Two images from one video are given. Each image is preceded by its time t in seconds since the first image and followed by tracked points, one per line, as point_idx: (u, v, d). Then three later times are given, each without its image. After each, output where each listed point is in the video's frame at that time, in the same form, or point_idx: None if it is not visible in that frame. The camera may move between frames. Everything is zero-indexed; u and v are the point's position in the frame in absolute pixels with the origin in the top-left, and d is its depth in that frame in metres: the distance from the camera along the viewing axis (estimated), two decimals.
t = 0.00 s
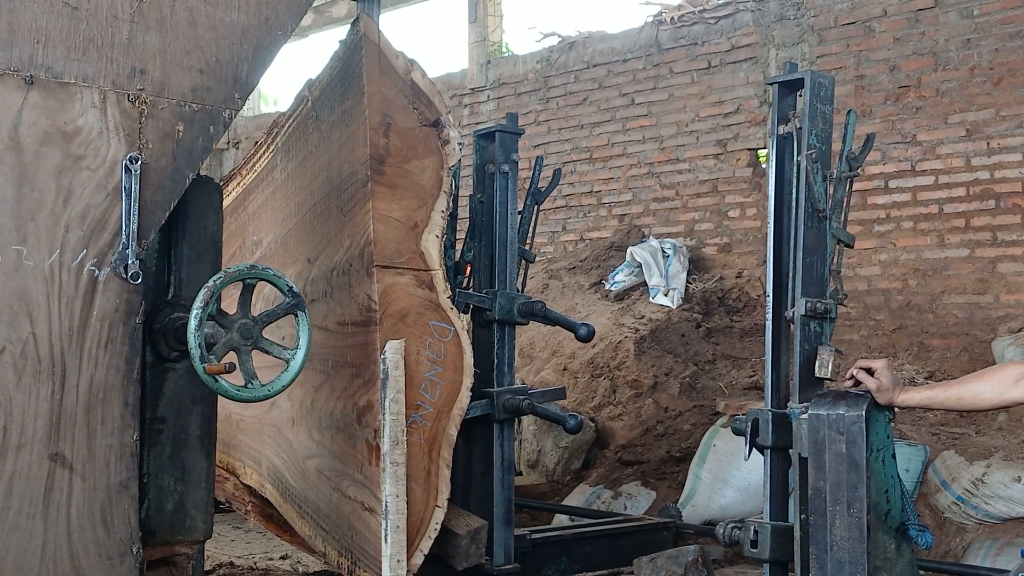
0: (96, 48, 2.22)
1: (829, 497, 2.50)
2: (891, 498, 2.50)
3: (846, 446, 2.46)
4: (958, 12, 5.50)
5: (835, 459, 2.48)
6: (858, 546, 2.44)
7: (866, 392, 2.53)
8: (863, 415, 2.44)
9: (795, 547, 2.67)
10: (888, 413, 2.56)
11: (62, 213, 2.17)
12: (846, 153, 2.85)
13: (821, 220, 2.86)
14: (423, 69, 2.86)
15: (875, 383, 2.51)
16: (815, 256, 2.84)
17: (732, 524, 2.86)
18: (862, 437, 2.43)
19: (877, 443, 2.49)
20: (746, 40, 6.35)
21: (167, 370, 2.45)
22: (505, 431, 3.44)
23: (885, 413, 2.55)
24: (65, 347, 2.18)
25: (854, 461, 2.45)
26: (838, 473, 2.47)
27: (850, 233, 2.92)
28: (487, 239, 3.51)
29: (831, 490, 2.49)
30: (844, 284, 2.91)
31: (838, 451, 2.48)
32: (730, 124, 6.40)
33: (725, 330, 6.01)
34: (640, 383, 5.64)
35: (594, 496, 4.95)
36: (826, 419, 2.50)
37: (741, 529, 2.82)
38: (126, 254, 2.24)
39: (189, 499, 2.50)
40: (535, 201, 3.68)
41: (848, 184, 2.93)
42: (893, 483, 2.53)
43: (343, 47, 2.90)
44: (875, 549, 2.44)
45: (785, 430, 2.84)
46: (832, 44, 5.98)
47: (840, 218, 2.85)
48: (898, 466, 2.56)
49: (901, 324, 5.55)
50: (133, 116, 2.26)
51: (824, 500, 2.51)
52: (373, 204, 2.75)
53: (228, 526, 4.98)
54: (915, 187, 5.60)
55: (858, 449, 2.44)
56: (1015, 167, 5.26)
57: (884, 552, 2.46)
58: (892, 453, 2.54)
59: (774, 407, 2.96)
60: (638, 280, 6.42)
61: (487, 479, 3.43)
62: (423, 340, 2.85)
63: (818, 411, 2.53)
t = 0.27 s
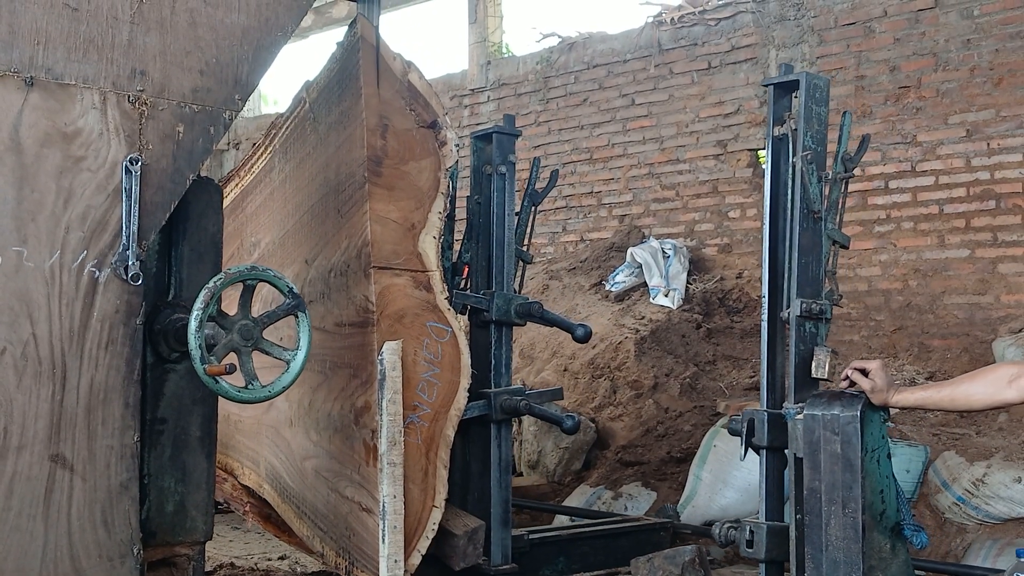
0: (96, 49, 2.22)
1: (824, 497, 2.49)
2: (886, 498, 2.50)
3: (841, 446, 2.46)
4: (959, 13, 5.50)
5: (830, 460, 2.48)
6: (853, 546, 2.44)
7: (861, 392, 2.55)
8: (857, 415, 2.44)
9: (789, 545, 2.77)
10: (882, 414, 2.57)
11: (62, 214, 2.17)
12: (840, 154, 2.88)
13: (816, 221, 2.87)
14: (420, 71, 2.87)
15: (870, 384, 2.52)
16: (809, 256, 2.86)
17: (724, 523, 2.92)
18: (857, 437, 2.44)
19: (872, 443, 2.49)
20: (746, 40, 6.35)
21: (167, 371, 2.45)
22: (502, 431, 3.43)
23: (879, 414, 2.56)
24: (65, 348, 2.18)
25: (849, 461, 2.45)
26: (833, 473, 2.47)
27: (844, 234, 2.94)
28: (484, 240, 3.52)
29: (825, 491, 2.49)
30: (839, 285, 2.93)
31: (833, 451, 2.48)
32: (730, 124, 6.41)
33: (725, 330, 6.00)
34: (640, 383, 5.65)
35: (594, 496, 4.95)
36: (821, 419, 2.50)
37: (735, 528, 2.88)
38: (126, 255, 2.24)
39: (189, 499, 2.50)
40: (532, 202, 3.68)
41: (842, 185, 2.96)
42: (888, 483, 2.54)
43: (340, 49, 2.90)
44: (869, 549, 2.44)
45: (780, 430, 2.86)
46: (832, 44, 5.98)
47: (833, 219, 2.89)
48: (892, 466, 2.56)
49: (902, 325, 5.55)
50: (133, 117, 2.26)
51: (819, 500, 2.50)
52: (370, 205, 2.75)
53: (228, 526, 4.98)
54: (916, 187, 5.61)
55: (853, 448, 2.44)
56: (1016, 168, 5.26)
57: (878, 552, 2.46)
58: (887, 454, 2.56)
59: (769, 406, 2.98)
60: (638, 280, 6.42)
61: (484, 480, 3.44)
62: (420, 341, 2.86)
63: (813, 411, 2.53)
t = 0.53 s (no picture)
0: (96, 50, 2.22)
1: (818, 497, 2.47)
2: (881, 498, 2.48)
3: (836, 446, 2.44)
4: (959, 13, 5.50)
5: (824, 459, 2.46)
6: (848, 545, 2.41)
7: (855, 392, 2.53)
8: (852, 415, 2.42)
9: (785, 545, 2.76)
10: (876, 414, 2.55)
11: (63, 215, 2.17)
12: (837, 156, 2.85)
13: (811, 222, 2.86)
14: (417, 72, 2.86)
15: (864, 385, 2.51)
16: (804, 257, 2.85)
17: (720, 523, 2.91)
18: (851, 437, 2.42)
19: (867, 442, 2.47)
20: (746, 41, 6.36)
21: (167, 372, 2.45)
22: (500, 432, 3.43)
23: (873, 415, 2.54)
24: (66, 349, 2.18)
25: (844, 461, 2.43)
26: (828, 473, 2.45)
27: (840, 235, 2.92)
28: (482, 241, 3.52)
29: (820, 490, 2.46)
30: (834, 285, 2.90)
31: (828, 451, 2.45)
32: (730, 124, 6.41)
33: (726, 331, 5.99)
34: (641, 384, 5.66)
35: (594, 496, 4.95)
36: (816, 419, 2.48)
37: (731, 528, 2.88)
38: (127, 255, 2.24)
39: (190, 500, 2.50)
40: (530, 203, 3.68)
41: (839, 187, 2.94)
42: (882, 484, 2.51)
43: (337, 50, 2.90)
44: (864, 549, 2.41)
45: (775, 430, 2.89)
46: (832, 45, 5.98)
47: (829, 220, 2.87)
48: (887, 467, 2.54)
49: (902, 325, 5.55)
50: (133, 118, 2.26)
51: (814, 500, 2.48)
52: (368, 206, 2.75)
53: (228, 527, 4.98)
54: (916, 188, 5.61)
55: (848, 448, 2.42)
56: (1016, 168, 5.26)
57: (873, 552, 2.44)
58: (881, 453, 2.54)
59: (763, 407, 2.98)
60: (639, 281, 6.43)
61: (482, 479, 3.45)
62: (418, 342, 2.86)
63: (808, 411, 2.50)
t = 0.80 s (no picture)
0: (97, 51, 2.21)
1: (812, 496, 2.49)
2: (874, 497, 2.51)
3: (829, 446, 2.46)
4: (960, 13, 5.50)
5: (818, 459, 2.48)
6: (841, 545, 2.43)
7: (849, 393, 2.55)
8: (845, 415, 2.43)
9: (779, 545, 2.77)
10: (868, 414, 2.58)
11: (63, 216, 2.17)
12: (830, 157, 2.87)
13: (805, 224, 2.88)
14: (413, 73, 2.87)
15: (857, 385, 2.52)
16: (798, 258, 2.87)
17: (714, 523, 2.94)
18: (845, 437, 2.43)
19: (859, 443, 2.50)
20: (747, 41, 6.36)
21: (167, 373, 2.45)
22: (496, 432, 3.42)
23: (866, 415, 2.57)
24: (66, 349, 2.18)
25: (837, 461, 2.45)
26: (821, 473, 2.47)
27: (834, 236, 2.94)
28: (478, 242, 3.52)
29: (813, 490, 2.49)
30: (827, 286, 2.94)
31: (822, 451, 2.48)
32: (730, 125, 6.41)
33: (726, 331, 5.98)
34: (641, 384, 5.66)
35: (594, 497, 4.95)
36: (809, 419, 2.50)
37: (724, 527, 2.90)
38: (127, 256, 2.23)
39: (190, 500, 2.50)
40: (526, 204, 3.68)
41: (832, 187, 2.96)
42: (875, 483, 2.54)
43: (334, 51, 2.90)
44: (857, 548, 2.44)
45: (769, 429, 2.90)
46: (833, 45, 5.98)
47: (823, 221, 2.89)
48: (880, 467, 2.57)
49: (902, 326, 5.55)
50: (133, 119, 2.25)
51: (807, 500, 2.51)
52: (364, 207, 2.75)
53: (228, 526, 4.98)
54: (916, 188, 5.60)
55: (841, 448, 2.44)
56: (1016, 169, 5.26)
57: (866, 551, 2.47)
58: (875, 453, 2.56)
59: (757, 407, 2.99)
60: (639, 281, 6.43)
61: (478, 479, 3.45)
62: (414, 343, 2.88)
63: (801, 411, 2.53)
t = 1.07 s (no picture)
0: (97, 51, 2.17)
1: (804, 495, 2.47)
2: (867, 497, 2.47)
3: (822, 446, 2.43)
4: (960, 14, 5.50)
5: (811, 459, 2.46)
6: (834, 543, 2.40)
7: (841, 392, 2.53)
8: (838, 414, 2.42)
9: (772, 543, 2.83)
10: (862, 414, 2.55)
11: (64, 216, 2.13)
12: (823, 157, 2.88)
13: (798, 224, 2.88)
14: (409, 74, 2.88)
15: (849, 385, 2.49)
16: (792, 259, 2.86)
17: (710, 521, 2.97)
18: (837, 436, 2.41)
19: (852, 442, 2.47)
20: (747, 41, 6.37)
21: (168, 373, 2.44)
22: (492, 432, 3.42)
23: (860, 414, 2.54)
24: (66, 350, 2.14)
25: (829, 460, 2.42)
26: (814, 472, 2.45)
27: (827, 237, 2.94)
28: (475, 243, 3.53)
29: (805, 488, 2.46)
30: (821, 287, 2.94)
31: (814, 450, 2.45)
32: (730, 125, 6.41)
33: (726, 331, 5.98)
34: (641, 384, 5.67)
35: (595, 497, 4.94)
36: (802, 419, 2.48)
37: (719, 527, 2.93)
38: (127, 257, 2.20)
39: (191, 501, 2.49)
40: (522, 205, 3.69)
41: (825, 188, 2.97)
42: (868, 483, 2.50)
43: (331, 52, 2.91)
44: (850, 547, 2.40)
45: (763, 429, 2.96)
46: (833, 45, 5.98)
47: (816, 221, 2.89)
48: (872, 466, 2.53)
49: (902, 326, 5.55)
50: (134, 119, 2.22)
51: (800, 499, 2.48)
52: (360, 208, 2.73)
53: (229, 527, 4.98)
54: (917, 188, 5.60)
55: (833, 448, 2.41)
56: (1017, 169, 5.26)
57: (858, 550, 2.42)
58: (868, 452, 2.53)
59: (752, 407, 3.03)
60: (639, 281, 6.42)
61: (474, 479, 3.42)
62: (410, 343, 2.87)
63: (794, 411, 2.51)
